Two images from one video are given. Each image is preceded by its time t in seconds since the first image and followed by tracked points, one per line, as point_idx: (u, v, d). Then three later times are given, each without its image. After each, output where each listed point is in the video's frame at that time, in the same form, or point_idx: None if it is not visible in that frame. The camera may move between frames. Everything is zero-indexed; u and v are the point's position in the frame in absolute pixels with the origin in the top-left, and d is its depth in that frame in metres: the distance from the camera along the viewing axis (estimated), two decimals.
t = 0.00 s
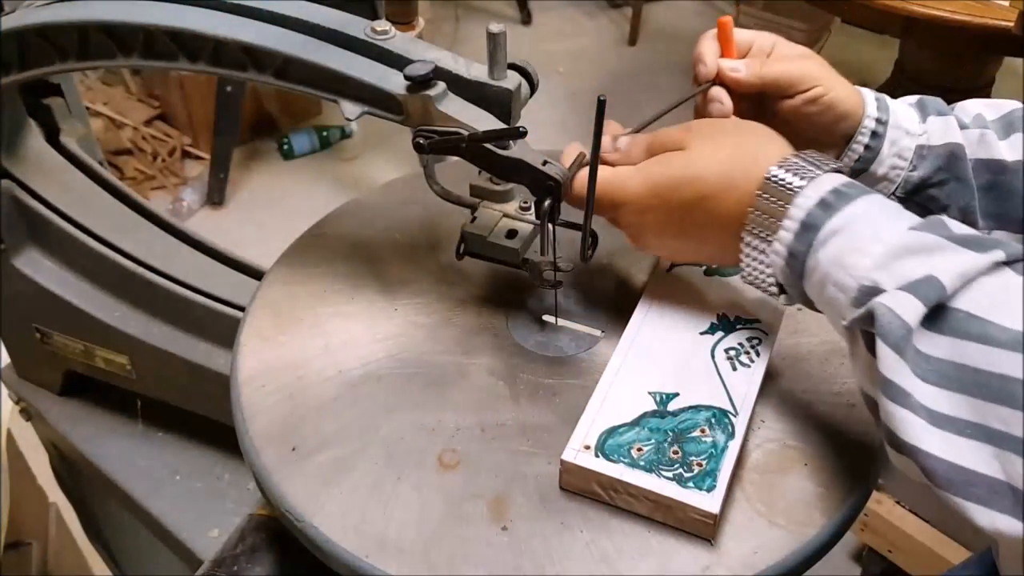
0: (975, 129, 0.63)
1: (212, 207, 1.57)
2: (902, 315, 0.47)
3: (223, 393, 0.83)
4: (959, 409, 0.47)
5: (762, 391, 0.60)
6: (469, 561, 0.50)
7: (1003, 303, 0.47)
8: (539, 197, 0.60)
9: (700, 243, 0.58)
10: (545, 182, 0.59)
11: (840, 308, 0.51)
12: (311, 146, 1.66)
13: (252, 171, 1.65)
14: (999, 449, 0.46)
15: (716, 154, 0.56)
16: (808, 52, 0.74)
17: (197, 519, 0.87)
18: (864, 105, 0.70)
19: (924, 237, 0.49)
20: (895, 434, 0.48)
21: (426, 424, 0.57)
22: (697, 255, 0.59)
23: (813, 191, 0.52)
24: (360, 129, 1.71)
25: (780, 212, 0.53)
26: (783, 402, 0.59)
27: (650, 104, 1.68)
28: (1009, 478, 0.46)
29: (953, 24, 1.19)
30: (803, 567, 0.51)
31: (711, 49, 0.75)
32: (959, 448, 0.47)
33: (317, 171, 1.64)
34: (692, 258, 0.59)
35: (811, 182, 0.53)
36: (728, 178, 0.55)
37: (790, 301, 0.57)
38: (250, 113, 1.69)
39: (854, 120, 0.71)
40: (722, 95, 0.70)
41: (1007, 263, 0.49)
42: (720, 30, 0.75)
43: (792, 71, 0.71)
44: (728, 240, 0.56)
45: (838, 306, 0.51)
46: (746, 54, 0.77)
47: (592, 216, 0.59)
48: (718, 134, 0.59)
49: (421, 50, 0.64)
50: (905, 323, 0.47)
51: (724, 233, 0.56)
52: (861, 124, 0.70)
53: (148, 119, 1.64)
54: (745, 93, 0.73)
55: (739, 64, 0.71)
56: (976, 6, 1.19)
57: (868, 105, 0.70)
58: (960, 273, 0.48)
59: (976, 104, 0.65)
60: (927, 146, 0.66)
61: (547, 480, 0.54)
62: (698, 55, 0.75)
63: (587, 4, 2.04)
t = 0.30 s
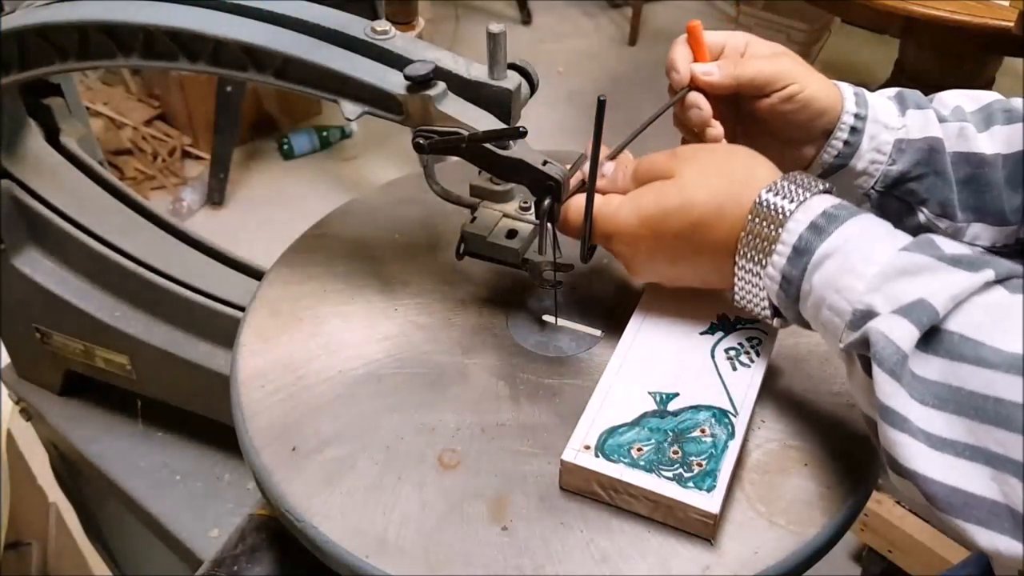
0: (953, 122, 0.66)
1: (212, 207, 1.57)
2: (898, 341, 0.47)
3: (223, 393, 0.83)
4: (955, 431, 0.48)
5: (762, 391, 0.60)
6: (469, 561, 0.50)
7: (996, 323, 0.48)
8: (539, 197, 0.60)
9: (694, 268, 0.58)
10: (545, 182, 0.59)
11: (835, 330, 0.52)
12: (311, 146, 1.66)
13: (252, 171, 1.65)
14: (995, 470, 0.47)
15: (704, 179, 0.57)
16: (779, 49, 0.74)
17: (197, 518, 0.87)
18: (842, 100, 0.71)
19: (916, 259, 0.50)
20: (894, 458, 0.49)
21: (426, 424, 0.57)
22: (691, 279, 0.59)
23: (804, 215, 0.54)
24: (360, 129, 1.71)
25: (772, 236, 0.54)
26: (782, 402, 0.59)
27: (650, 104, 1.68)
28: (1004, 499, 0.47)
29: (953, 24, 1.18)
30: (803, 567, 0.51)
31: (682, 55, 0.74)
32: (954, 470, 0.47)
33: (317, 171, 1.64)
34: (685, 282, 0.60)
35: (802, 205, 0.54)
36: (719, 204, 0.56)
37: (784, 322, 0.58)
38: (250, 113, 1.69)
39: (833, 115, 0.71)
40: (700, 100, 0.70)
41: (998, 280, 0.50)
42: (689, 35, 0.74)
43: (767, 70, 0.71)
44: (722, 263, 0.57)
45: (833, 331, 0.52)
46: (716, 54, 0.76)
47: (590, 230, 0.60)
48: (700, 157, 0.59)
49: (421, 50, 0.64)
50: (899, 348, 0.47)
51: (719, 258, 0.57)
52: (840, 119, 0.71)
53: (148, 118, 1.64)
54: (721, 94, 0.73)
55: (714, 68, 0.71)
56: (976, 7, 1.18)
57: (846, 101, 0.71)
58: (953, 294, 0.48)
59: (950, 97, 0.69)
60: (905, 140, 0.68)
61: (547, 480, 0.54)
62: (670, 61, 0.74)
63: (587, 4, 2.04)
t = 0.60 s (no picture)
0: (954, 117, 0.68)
1: (212, 207, 1.57)
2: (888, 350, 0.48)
3: (223, 392, 0.83)
4: (944, 440, 0.48)
5: (762, 391, 0.60)
6: (469, 561, 0.50)
7: (986, 333, 0.48)
8: (539, 197, 0.60)
9: (690, 272, 0.59)
10: (545, 182, 0.59)
11: (829, 337, 0.52)
12: (311, 146, 1.66)
13: (252, 171, 1.65)
14: (983, 479, 0.47)
15: (701, 185, 0.57)
16: (774, 44, 0.74)
17: (198, 518, 0.87)
18: (839, 95, 0.72)
19: (908, 269, 0.50)
20: (883, 466, 0.49)
21: (426, 424, 0.57)
22: (687, 283, 0.60)
23: (799, 223, 0.54)
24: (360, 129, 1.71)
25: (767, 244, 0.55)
26: (782, 402, 0.59)
27: (650, 104, 1.68)
28: (991, 508, 0.47)
29: (953, 24, 1.18)
30: (803, 567, 0.51)
31: (677, 52, 0.74)
32: (942, 479, 0.48)
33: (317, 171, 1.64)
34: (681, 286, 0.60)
35: (797, 214, 0.54)
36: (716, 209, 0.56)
37: (779, 327, 0.59)
38: (250, 113, 1.69)
39: (829, 110, 0.72)
40: (696, 97, 0.70)
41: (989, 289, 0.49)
42: (683, 32, 0.74)
43: (762, 65, 0.71)
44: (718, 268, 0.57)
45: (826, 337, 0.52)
46: (710, 50, 0.76)
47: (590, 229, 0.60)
48: (699, 163, 0.59)
49: (421, 50, 0.64)
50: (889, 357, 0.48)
51: (715, 262, 0.57)
52: (838, 115, 0.72)
53: (148, 118, 1.64)
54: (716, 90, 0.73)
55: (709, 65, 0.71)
56: (976, 7, 1.18)
57: (844, 96, 0.72)
58: (943, 305, 0.48)
59: (948, 92, 0.71)
60: (904, 136, 0.70)
61: (547, 480, 0.54)
62: (665, 58, 0.73)
63: (587, 4, 2.04)
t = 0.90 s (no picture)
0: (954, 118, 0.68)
1: (212, 207, 1.57)
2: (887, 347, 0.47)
3: (223, 393, 0.83)
4: (941, 439, 0.48)
5: (762, 391, 0.60)
6: (469, 561, 0.50)
7: (985, 335, 0.48)
8: (539, 197, 0.60)
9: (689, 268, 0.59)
10: (545, 182, 0.59)
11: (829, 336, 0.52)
12: (311, 146, 1.66)
13: (252, 171, 1.65)
14: (978, 479, 0.47)
15: (704, 183, 0.57)
16: (774, 44, 0.74)
17: (197, 518, 0.87)
18: (839, 97, 0.72)
19: (908, 269, 0.50)
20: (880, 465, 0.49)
21: (427, 424, 0.57)
22: (686, 279, 0.60)
23: (801, 222, 0.54)
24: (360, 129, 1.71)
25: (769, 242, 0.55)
26: (782, 402, 0.59)
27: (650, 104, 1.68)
28: (987, 507, 0.47)
29: (953, 24, 1.18)
30: (803, 567, 0.51)
31: (677, 52, 0.74)
32: (939, 477, 0.48)
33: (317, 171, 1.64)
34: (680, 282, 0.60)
35: (799, 213, 0.54)
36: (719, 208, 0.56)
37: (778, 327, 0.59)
38: (250, 113, 1.69)
39: (828, 111, 0.72)
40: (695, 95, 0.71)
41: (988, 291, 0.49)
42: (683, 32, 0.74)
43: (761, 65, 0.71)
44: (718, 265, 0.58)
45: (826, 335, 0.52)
46: (710, 50, 0.77)
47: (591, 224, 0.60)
48: (701, 160, 0.59)
49: (421, 50, 0.64)
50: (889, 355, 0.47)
51: (714, 260, 0.57)
52: (837, 117, 0.72)
53: (148, 118, 1.64)
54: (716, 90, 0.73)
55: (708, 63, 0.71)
56: (976, 6, 1.18)
57: (843, 98, 0.72)
58: (942, 304, 0.48)
59: (949, 94, 0.70)
60: (904, 138, 0.70)
61: (547, 480, 0.54)
62: (665, 58, 0.74)
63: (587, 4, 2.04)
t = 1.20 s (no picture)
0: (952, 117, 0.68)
1: (212, 207, 1.57)
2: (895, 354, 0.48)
3: (223, 393, 0.83)
4: (948, 447, 0.48)
5: (762, 391, 0.60)
6: (469, 561, 0.50)
7: (992, 342, 0.48)
8: (539, 197, 0.60)
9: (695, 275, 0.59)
10: (545, 182, 0.59)
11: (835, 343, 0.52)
12: (311, 146, 1.66)
13: (253, 171, 1.65)
14: (986, 487, 0.47)
15: (708, 190, 0.57)
16: (773, 43, 0.74)
17: (197, 518, 0.87)
18: (838, 95, 0.72)
19: (914, 276, 0.50)
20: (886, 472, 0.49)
21: (427, 424, 0.57)
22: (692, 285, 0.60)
23: (806, 229, 0.54)
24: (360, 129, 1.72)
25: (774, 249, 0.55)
26: (782, 402, 0.59)
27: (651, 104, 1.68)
28: (995, 517, 0.47)
29: (953, 24, 1.18)
30: (803, 567, 0.51)
31: (677, 53, 0.74)
32: (948, 486, 0.48)
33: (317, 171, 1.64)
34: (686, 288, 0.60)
35: (805, 220, 0.54)
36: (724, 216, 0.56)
37: (780, 332, 0.59)
38: (250, 113, 1.69)
39: (828, 109, 0.72)
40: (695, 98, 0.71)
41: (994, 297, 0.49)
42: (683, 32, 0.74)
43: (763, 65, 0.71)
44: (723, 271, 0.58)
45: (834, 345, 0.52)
46: (710, 50, 0.76)
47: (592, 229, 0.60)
48: (705, 166, 0.59)
49: (421, 50, 0.64)
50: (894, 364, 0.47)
51: (719, 267, 0.57)
52: (837, 115, 0.72)
53: (148, 118, 1.64)
54: (716, 90, 0.73)
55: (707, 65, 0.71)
56: (976, 6, 1.18)
57: (843, 96, 0.72)
58: (948, 313, 0.48)
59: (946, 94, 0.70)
60: (903, 135, 0.70)
61: (547, 480, 0.54)
62: (665, 60, 0.74)
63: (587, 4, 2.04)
